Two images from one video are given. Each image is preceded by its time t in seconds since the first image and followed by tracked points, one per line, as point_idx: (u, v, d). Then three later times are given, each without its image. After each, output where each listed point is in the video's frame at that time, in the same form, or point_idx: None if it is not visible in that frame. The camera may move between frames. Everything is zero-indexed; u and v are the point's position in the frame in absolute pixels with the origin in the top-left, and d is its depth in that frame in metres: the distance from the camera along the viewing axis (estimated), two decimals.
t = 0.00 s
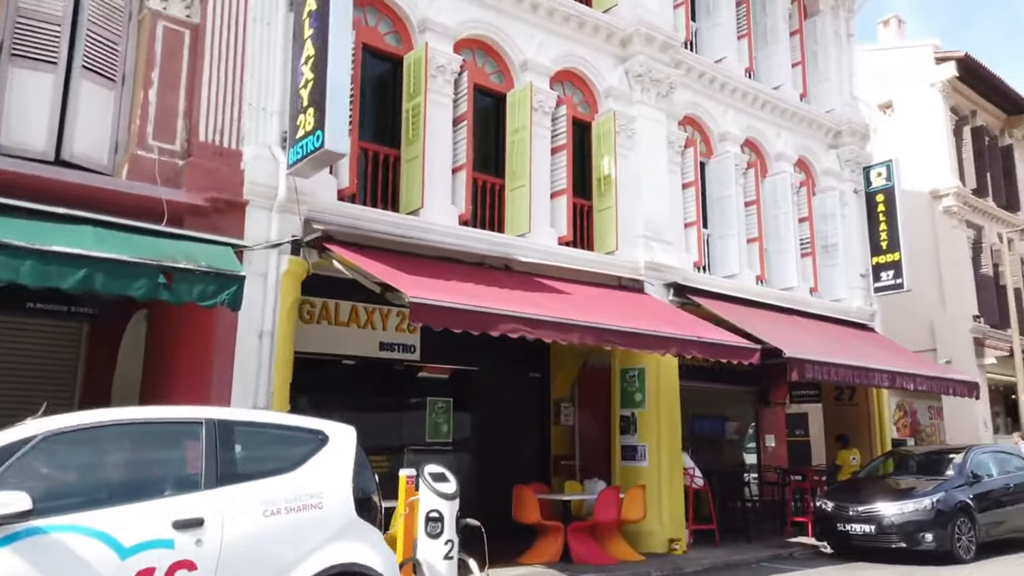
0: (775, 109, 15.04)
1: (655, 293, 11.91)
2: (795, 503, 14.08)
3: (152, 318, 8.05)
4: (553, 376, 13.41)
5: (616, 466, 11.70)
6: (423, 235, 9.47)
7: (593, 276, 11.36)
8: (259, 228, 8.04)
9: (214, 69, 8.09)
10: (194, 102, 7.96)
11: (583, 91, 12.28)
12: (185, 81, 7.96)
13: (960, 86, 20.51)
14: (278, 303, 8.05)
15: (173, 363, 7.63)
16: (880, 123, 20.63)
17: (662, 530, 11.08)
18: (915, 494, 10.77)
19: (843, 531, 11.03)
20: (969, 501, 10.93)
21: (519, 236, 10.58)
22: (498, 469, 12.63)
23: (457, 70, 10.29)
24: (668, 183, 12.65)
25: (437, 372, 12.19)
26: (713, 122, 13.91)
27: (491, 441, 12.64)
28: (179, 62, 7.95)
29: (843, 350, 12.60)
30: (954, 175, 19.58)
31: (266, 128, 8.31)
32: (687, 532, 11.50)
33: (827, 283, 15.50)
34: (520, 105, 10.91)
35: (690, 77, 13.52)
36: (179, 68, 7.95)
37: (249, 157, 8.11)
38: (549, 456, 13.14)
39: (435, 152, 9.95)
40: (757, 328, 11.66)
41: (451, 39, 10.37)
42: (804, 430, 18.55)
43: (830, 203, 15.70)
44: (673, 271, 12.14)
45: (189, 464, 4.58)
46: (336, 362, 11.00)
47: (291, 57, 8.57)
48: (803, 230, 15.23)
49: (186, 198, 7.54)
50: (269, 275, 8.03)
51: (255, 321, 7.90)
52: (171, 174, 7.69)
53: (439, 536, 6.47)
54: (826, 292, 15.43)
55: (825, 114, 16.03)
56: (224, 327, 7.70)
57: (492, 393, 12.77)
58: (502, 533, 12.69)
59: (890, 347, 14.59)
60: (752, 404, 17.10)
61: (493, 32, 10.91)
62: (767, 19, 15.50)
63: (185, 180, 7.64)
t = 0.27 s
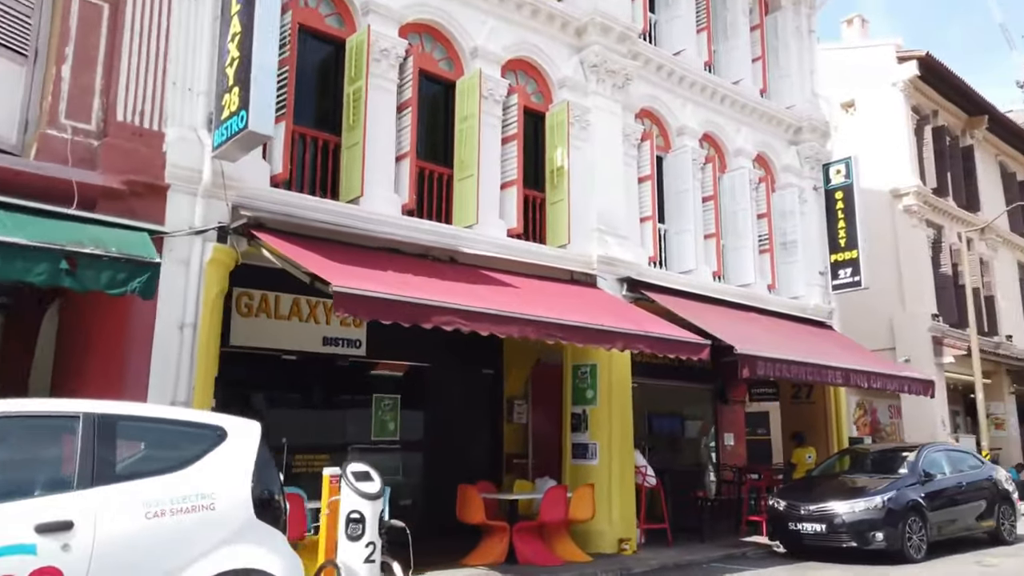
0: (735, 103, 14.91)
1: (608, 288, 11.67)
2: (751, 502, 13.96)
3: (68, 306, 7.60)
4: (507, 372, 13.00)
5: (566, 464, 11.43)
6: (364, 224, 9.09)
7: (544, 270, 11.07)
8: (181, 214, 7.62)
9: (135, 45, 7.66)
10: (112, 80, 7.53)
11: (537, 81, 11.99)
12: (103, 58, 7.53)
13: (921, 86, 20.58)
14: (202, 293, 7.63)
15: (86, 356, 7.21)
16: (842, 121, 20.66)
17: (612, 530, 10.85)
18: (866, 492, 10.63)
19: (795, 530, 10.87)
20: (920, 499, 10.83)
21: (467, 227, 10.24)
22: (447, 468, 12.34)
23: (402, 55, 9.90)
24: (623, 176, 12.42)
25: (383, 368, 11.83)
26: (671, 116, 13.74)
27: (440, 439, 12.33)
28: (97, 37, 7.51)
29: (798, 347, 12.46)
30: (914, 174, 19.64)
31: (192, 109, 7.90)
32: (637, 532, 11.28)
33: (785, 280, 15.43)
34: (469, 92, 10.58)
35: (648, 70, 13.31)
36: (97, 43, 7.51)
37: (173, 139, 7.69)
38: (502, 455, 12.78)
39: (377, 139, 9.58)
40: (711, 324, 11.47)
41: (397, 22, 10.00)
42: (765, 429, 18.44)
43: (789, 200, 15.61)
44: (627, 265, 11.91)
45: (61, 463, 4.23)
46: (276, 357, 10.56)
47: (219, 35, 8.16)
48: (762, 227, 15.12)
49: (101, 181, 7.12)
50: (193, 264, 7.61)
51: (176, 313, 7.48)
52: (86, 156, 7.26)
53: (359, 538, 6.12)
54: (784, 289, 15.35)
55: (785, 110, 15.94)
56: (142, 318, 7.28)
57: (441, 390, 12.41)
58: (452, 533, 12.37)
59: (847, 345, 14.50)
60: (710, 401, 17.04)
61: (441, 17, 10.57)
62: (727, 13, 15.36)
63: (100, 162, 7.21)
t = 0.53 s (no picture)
0: (707, 98, 14.66)
1: (573, 285, 11.34)
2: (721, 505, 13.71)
3: None
4: (470, 371, 12.68)
5: (529, 466, 11.09)
6: (312, 216, 8.68)
7: (506, 265, 10.73)
8: (111, 202, 7.23)
9: (63, 24, 7.25)
10: (38, 59, 7.12)
11: (501, 72, 11.67)
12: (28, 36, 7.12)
13: (897, 84, 20.43)
14: (133, 287, 7.23)
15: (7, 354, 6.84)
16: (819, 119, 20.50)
17: (575, 534, 10.52)
18: (833, 495, 10.37)
19: (762, 533, 10.60)
20: (890, 502, 10.58)
21: (424, 220, 9.87)
22: (408, 472, 11.83)
23: (356, 41, 9.54)
24: (590, 170, 12.11)
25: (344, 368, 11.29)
26: (641, 110, 13.43)
27: (403, 442, 11.82)
28: (21, 13, 7.09)
29: (767, 346, 12.19)
30: (890, 172, 19.49)
31: (125, 92, 7.51)
32: (601, 536, 10.95)
33: (758, 278, 15.21)
34: (428, 81, 10.23)
35: (617, 62, 13.01)
36: (21, 21, 7.10)
37: (103, 123, 7.28)
38: (464, 456, 12.41)
39: (329, 128, 9.20)
40: (677, 322, 11.17)
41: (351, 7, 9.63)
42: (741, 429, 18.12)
43: (762, 197, 15.39)
44: (593, 261, 11.59)
45: None
46: (225, 355, 10.12)
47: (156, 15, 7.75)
48: (734, 224, 14.88)
49: (21, 166, 6.72)
50: (123, 255, 7.20)
51: (104, 308, 7.06)
52: (7, 140, 6.86)
53: (287, 547, 5.75)
54: (756, 287, 15.13)
55: (759, 106, 15.72)
56: (66, 313, 6.87)
57: (404, 389, 11.93)
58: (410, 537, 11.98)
59: (819, 345, 14.28)
60: (682, 401, 16.80)
61: (399, 2, 10.21)
62: (700, 7, 15.12)
63: (22, 146, 6.81)
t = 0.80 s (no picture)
0: (685, 88, 14.37)
1: (542, 277, 11.01)
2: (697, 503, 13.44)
3: None
4: (440, 366, 12.33)
5: (496, 464, 10.77)
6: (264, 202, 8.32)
7: (473, 257, 10.36)
8: (43, 184, 6.91)
9: None
10: None
11: (470, 58, 11.36)
12: None
13: (882, 78, 20.21)
14: (65, 274, 6.86)
15: None
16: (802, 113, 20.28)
17: (542, 534, 10.20)
18: (808, 493, 10.10)
19: (734, 533, 10.33)
20: (866, 501, 10.31)
21: (387, 209, 9.50)
22: (375, 471, 11.42)
23: (314, 21, 9.19)
24: (562, 159, 11.79)
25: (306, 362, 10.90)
26: (617, 99, 13.13)
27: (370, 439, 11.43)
28: None
29: (744, 340, 11.91)
30: (874, 167, 19.26)
31: (60, 69, 7.17)
32: (570, 536, 10.63)
33: (737, 273, 14.95)
34: (391, 65, 9.89)
35: (592, 49, 12.70)
36: None
37: (34, 101, 6.95)
38: (434, 453, 12.06)
39: (284, 111, 8.84)
40: (650, 315, 10.88)
41: None
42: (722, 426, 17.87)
43: (742, 190, 15.13)
44: (564, 253, 11.28)
45: None
46: (179, 348, 9.73)
47: None
48: (712, 217, 14.61)
49: None
50: (55, 241, 6.85)
51: (34, 296, 6.71)
52: None
53: (215, 548, 5.39)
54: (735, 282, 14.87)
55: (739, 97, 15.46)
56: None
57: (371, 385, 11.58)
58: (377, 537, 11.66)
59: (799, 340, 14.01)
60: (661, 398, 16.53)
61: None
62: None
63: None
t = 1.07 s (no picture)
0: (664, 80, 14.05)
1: (510, 273, 10.67)
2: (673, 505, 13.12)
3: None
4: (409, 365, 11.93)
5: (462, 466, 10.42)
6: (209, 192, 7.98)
7: (438, 251, 10.01)
8: None
9: None
10: None
11: (438, 46, 11.00)
12: None
13: (868, 73, 19.93)
14: None
15: None
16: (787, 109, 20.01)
17: (508, 538, 9.86)
18: (782, 496, 9.81)
19: (707, 537, 10.01)
20: (842, 504, 10.03)
21: (345, 202, 9.15)
22: (340, 474, 10.98)
23: (268, 5, 8.81)
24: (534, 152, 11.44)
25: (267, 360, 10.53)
26: (593, 91, 12.79)
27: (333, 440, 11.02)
28: None
29: (720, 339, 11.58)
30: (859, 163, 18.99)
31: None
32: (537, 541, 10.29)
33: (716, 270, 14.67)
34: (351, 52, 9.51)
35: (566, 39, 12.36)
36: None
37: None
38: (401, 455, 11.68)
39: (235, 98, 8.48)
40: (620, 312, 10.55)
41: None
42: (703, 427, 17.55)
43: (722, 186, 14.84)
44: (533, 249, 10.93)
45: None
46: (128, 345, 9.34)
47: None
48: (691, 213, 14.30)
49: None
50: None
51: None
52: None
53: (129, 560, 5.05)
54: (714, 279, 14.57)
55: (720, 91, 15.16)
56: None
57: (336, 384, 11.16)
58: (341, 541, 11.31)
59: (778, 339, 13.71)
60: (641, 398, 16.22)
61: None
62: None
63: None
